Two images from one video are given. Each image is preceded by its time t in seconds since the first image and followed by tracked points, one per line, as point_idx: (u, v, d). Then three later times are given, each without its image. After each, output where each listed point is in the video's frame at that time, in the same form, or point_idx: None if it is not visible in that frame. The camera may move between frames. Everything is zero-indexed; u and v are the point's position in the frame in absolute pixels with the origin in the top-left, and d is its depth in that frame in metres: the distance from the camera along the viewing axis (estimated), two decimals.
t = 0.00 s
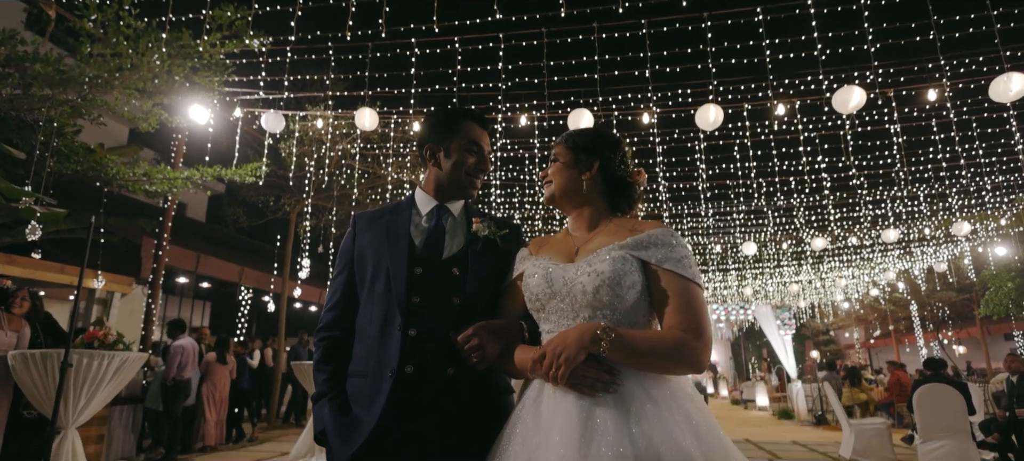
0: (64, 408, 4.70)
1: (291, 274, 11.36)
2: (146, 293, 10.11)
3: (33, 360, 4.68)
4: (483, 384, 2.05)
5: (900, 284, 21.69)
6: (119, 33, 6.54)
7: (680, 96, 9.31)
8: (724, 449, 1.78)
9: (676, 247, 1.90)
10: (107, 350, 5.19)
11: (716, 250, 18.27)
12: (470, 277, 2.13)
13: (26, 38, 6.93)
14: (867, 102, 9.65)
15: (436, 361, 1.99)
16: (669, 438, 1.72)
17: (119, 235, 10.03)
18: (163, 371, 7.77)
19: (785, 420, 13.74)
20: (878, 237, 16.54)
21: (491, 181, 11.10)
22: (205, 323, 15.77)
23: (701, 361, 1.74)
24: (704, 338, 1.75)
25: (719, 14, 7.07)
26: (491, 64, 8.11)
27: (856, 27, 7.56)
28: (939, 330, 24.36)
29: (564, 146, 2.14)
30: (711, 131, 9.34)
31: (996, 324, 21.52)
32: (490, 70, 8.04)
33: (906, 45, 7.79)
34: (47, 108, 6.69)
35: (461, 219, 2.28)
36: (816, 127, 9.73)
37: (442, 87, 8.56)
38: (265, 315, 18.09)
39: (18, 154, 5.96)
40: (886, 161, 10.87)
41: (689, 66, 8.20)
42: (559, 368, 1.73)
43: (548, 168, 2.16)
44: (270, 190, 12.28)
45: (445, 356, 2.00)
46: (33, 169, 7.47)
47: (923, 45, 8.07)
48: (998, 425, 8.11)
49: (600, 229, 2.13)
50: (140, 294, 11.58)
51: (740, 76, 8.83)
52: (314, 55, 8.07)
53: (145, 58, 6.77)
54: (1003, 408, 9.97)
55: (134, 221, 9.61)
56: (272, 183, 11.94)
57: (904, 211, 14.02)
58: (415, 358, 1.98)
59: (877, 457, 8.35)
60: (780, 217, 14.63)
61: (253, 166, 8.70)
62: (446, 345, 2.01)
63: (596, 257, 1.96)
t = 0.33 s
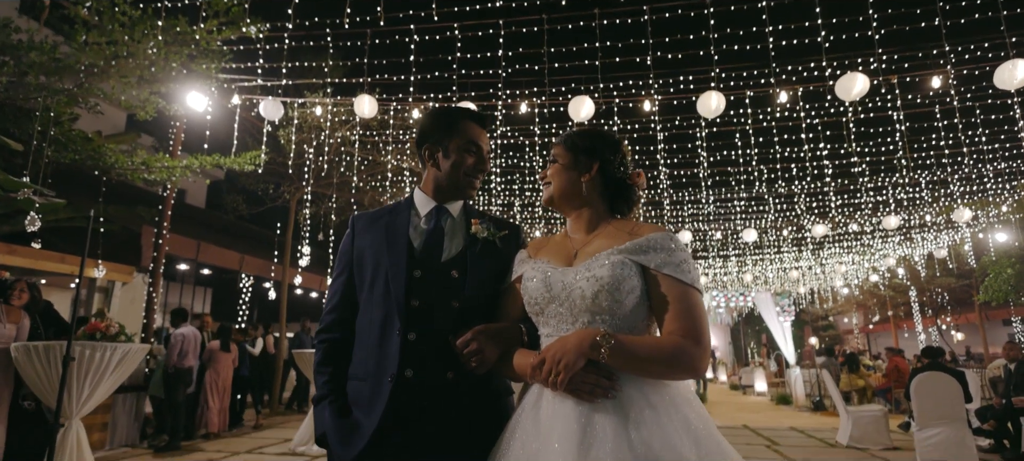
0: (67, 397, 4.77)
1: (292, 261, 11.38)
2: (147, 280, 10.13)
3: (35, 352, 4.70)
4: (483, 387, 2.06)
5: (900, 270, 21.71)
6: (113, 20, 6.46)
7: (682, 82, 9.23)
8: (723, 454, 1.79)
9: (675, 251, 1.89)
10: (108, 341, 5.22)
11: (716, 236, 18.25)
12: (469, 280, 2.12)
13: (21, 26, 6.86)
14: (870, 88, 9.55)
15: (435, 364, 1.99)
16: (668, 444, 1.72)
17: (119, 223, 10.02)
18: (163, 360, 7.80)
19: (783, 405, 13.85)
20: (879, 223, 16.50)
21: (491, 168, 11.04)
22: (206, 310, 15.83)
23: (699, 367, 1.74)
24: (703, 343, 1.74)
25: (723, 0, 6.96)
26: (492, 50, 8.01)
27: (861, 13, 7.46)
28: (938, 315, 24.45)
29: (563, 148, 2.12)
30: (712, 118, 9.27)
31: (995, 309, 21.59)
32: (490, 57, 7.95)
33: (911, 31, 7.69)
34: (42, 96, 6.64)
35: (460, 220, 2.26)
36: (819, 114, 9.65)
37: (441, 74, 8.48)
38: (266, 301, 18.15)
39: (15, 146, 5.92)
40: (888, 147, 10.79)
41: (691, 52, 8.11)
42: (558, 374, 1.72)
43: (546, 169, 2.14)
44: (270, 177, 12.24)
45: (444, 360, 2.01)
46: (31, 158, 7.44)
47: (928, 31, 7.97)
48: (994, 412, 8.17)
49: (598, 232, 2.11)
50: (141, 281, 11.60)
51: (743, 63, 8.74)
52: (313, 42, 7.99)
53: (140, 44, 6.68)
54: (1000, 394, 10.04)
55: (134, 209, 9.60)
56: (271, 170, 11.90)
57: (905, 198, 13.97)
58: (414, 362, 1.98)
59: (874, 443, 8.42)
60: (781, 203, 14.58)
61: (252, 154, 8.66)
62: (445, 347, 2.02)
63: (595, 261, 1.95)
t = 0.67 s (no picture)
0: (70, 388, 4.80)
1: (292, 249, 11.39)
2: (148, 269, 10.14)
3: (37, 344, 4.72)
4: (482, 390, 2.07)
5: (901, 257, 21.72)
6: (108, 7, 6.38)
7: (684, 69, 9.14)
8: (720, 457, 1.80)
9: (675, 256, 1.88)
10: (110, 333, 5.25)
11: (717, 223, 18.23)
12: (468, 282, 2.12)
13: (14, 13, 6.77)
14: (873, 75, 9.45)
15: (435, 366, 2.00)
16: (667, 449, 1.74)
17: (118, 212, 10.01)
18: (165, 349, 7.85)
19: (781, 392, 13.93)
20: (880, 211, 16.47)
21: (491, 156, 10.98)
22: (207, 296, 15.88)
23: (699, 372, 1.74)
24: (703, 348, 1.74)
25: None
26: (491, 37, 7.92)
27: None
28: (937, 302, 24.52)
29: (562, 149, 2.10)
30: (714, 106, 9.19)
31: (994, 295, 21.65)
32: (489, 44, 7.86)
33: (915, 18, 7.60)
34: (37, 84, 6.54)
35: (459, 221, 2.26)
36: (821, 101, 9.58)
37: (440, 62, 8.40)
38: (266, 288, 18.20)
39: (11, 137, 5.88)
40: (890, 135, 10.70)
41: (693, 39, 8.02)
42: (558, 380, 1.73)
43: (545, 171, 2.12)
44: (269, 165, 12.19)
45: (444, 362, 2.02)
46: (28, 147, 7.39)
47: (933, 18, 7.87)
48: (990, 400, 8.23)
49: (598, 235, 2.10)
50: (141, 269, 11.61)
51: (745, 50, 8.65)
52: (311, 29, 7.90)
53: (137, 31, 6.61)
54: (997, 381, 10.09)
55: (133, 198, 9.58)
56: (270, 158, 11.85)
57: (905, 185, 13.91)
58: (414, 365, 1.99)
59: (871, 431, 8.49)
60: (782, 191, 14.54)
61: (251, 142, 8.61)
62: (445, 350, 2.03)
63: (593, 266, 1.94)
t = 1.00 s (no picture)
0: (76, 377, 4.83)
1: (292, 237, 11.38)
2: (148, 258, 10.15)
3: (39, 335, 4.76)
4: (482, 391, 2.09)
5: (901, 243, 21.72)
6: None
7: (686, 56, 9.05)
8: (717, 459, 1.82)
9: (673, 259, 1.87)
10: (112, 324, 5.29)
11: (717, 210, 18.21)
12: (468, 283, 2.12)
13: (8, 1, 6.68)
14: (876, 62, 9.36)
15: (435, 368, 2.02)
16: (666, 453, 1.75)
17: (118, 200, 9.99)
18: (167, 337, 7.92)
19: (779, 378, 14.03)
20: (881, 198, 16.42)
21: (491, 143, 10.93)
22: (208, 283, 15.93)
23: (697, 376, 1.75)
24: (701, 352, 1.75)
25: None
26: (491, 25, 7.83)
27: None
28: (936, 288, 24.58)
29: (561, 150, 2.09)
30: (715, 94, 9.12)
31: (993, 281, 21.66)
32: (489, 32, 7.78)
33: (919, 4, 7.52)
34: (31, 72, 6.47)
35: (459, 220, 2.25)
36: (823, 88, 9.51)
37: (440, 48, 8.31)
38: (267, 275, 18.23)
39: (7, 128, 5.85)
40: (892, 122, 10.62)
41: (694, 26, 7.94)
42: (556, 384, 1.74)
43: (544, 171, 2.11)
44: (268, 152, 12.15)
45: (444, 364, 2.03)
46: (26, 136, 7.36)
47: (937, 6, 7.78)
48: (987, 388, 8.28)
49: (597, 236, 2.10)
50: (142, 258, 11.62)
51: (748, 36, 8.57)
52: (308, 15, 7.82)
53: (131, 18, 6.52)
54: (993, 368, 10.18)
55: (132, 187, 9.56)
56: (270, 145, 11.80)
57: (906, 172, 13.86)
58: (414, 366, 2.00)
59: (867, 417, 8.56)
60: (783, 178, 14.50)
61: (249, 130, 8.56)
62: (444, 351, 2.04)
63: (592, 270, 1.95)
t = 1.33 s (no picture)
0: (77, 369, 4.88)
1: (292, 224, 11.35)
2: (149, 246, 10.17)
3: (41, 328, 4.78)
4: (481, 390, 2.11)
5: (901, 229, 21.72)
6: None
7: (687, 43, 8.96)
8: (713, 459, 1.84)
9: (671, 261, 1.88)
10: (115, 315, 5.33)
11: (717, 196, 18.19)
12: (467, 284, 2.13)
13: None
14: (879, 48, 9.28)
15: (435, 369, 2.03)
16: (662, 454, 1.78)
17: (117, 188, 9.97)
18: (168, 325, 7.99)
19: (777, 364, 14.14)
20: (881, 184, 16.38)
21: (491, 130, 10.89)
22: (208, 269, 15.95)
23: (696, 379, 1.76)
24: (700, 354, 1.76)
25: None
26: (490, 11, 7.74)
27: None
28: (935, 273, 24.63)
29: (559, 150, 2.09)
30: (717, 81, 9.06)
31: (992, 267, 21.70)
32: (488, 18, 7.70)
33: None
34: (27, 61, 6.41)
35: (459, 220, 2.26)
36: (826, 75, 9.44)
37: (440, 35, 8.24)
38: (267, 261, 18.26)
39: (4, 118, 5.80)
40: (894, 108, 10.53)
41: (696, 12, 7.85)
42: (556, 387, 1.76)
43: (543, 172, 2.10)
44: (268, 139, 12.09)
45: (444, 365, 2.04)
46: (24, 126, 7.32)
47: None
48: (983, 375, 8.35)
49: (596, 237, 2.11)
50: (142, 245, 11.64)
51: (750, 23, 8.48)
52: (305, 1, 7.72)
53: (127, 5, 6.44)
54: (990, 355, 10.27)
55: (132, 175, 9.53)
56: (269, 132, 11.75)
57: (907, 158, 13.81)
58: (415, 367, 2.02)
59: (864, 404, 8.65)
60: (784, 165, 14.46)
61: (248, 118, 8.52)
62: (444, 352, 2.05)
63: (591, 272, 1.95)
